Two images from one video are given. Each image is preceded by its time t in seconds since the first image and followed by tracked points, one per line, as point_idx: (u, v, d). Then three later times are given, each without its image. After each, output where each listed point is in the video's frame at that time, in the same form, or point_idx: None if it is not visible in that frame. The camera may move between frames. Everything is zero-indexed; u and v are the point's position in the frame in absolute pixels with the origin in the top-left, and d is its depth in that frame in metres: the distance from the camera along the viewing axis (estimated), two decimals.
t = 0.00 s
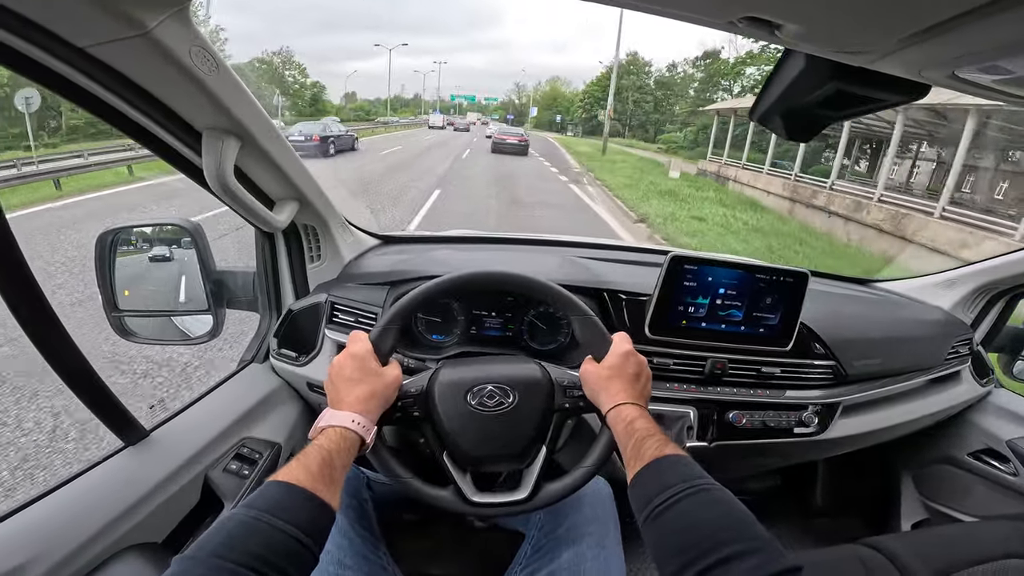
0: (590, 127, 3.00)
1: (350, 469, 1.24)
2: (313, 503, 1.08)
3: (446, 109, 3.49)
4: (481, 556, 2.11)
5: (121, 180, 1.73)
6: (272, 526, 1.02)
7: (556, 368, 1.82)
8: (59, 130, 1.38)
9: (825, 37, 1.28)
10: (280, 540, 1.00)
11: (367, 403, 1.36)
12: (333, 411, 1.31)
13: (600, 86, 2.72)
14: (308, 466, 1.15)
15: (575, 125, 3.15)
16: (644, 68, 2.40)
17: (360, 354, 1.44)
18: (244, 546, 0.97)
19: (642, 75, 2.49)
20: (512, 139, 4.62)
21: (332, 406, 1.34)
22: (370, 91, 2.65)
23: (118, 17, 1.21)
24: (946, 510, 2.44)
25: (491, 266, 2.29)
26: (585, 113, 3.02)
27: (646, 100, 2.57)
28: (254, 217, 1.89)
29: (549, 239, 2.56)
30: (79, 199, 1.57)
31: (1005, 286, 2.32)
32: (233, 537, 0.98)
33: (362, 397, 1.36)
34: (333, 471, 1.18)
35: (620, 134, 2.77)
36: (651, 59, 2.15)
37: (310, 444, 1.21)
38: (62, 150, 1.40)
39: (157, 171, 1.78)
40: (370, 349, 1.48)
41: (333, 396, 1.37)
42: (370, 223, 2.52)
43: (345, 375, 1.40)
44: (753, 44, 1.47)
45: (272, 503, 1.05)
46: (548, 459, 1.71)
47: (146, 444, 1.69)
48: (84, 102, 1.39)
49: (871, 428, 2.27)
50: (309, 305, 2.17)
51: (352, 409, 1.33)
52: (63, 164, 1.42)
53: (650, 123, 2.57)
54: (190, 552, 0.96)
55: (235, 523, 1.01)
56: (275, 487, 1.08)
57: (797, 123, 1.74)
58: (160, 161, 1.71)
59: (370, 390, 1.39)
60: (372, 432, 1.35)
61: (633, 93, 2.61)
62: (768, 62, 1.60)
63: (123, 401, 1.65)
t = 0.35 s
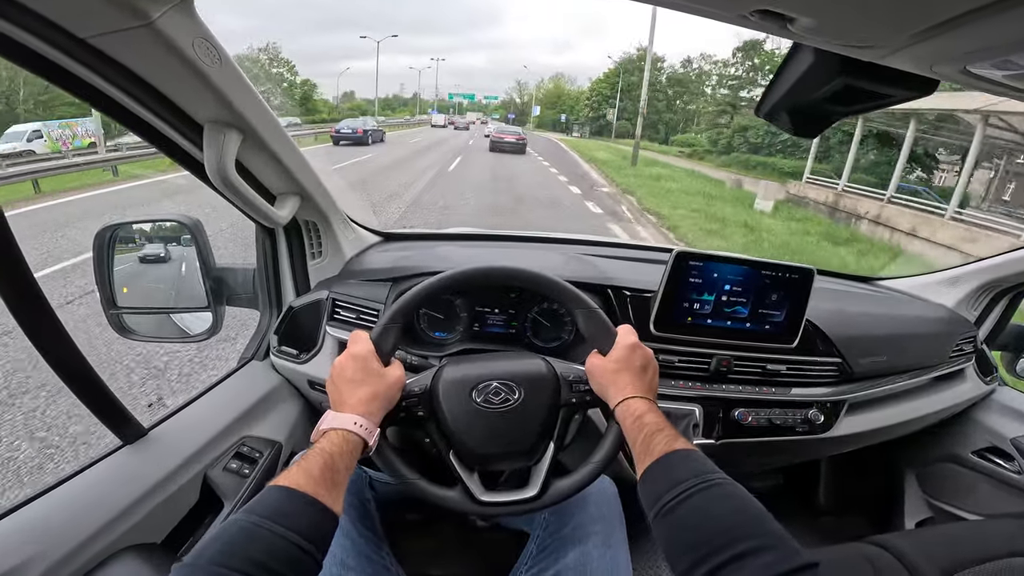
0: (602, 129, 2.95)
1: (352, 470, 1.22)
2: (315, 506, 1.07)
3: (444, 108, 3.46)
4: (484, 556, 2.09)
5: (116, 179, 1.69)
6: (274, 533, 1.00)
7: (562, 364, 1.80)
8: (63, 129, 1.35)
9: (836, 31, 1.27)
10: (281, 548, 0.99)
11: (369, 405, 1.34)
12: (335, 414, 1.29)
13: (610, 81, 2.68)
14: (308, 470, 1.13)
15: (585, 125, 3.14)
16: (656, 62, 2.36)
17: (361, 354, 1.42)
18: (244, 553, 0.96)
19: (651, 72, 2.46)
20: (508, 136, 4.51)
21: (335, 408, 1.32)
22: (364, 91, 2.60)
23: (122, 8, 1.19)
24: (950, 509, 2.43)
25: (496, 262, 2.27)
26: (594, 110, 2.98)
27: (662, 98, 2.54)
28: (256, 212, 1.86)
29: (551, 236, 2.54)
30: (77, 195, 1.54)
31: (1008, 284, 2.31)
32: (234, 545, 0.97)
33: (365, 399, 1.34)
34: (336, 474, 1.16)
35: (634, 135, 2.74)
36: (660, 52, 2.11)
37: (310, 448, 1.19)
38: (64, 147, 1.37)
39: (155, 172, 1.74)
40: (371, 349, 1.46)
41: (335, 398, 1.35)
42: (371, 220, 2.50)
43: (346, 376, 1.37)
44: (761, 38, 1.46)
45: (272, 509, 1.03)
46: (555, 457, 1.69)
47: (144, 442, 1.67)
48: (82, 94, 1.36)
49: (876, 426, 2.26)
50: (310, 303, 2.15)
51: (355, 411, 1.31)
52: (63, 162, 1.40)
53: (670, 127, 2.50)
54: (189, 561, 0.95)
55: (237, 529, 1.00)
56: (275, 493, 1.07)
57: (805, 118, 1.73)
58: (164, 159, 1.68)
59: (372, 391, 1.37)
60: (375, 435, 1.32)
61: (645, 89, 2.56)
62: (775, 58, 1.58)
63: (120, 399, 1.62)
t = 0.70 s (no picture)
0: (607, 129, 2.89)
1: (350, 471, 1.20)
2: (312, 506, 1.06)
3: (443, 108, 3.46)
4: (482, 555, 2.09)
5: (114, 178, 1.70)
6: (270, 534, 0.99)
7: (561, 363, 1.79)
8: (58, 129, 1.33)
9: (839, 28, 1.26)
10: (277, 550, 0.97)
11: (367, 405, 1.32)
12: (332, 414, 1.27)
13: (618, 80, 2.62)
14: (305, 472, 1.12)
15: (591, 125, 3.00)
16: (666, 59, 2.31)
17: (358, 354, 1.40)
18: (240, 554, 0.95)
19: (654, 69, 2.41)
20: (506, 136, 4.41)
21: (331, 408, 1.31)
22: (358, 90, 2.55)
23: (116, 4, 1.17)
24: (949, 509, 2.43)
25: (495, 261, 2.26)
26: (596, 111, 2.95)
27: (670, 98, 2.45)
28: (253, 210, 1.85)
29: (550, 235, 2.54)
30: (73, 196, 1.53)
31: (1008, 283, 2.30)
32: (229, 546, 0.96)
33: (361, 399, 1.32)
34: (333, 475, 1.15)
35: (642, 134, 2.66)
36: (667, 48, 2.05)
37: (308, 449, 1.18)
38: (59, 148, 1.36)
39: (152, 172, 1.73)
40: (368, 349, 1.44)
41: (333, 398, 1.33)
42: (369, 218, 2.49)
43: (343, 377, 1.36)
44: (763, 36, 1.45)
45: (269, 510, 1.02)
46: (555, 457, 1.68)
47: (139, 442, 1.65)
48: (76, 92, 1.34)
49: (876, 425, 2.26)
50: (308, 301, 2.13)
51: (352, 412, 1.29)
52: (59, 161, 1.39)
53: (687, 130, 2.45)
54: (183, 564, 0.94)
55: (233, 532, 0.99)
56: (271, 494, 1.05)
57: (806, 117, 1.72)
58: (162, 158, 1.67)
59: (369, 391, 1.35)
60: (373, 435, 1.31)
61: (657, 87, 2.49)
62: (775, 58, 1.57)
63: (115, 399, 1.60)
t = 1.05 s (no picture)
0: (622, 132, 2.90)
1: (343, 473, 1.21)
2: (305, 508, 1.06)
3: (444, 108, 3.43)
4: (478, 555, 2.09)
5: (113, 177, 1.71)
6: (264, 536, 0.99)
7: (555, 365, 1.80)
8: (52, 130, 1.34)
9: (832, 29, 1.26)
10: (273, 551, 0.98)
11: (360, 407, 1.32)
12: (327, 416, 1.27)
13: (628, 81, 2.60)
14: (299, 473, 1.12)
15: (601, 125, 3.02)
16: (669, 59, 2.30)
17: (353, 356, 1.41)
18: (233, 556, 0.95)
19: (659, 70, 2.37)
20: (505, 136, 4.38)
21: (325, 410, 1.31)
22: (359, 89, 2.56)
23: (107, 9, 1.18)
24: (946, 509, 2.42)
25: (492, 262, 2.27)
26: (602, 112, 2.93)
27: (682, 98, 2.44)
28: (248, 212, 1.85)
29: (546, 236, 2.54)
30: (69, 197, 1.53)
31: (1003, 283, 2.31)
32: (222, 547, 0.96)
33: (355, 401, 1.32)
34: (326, 477, 1.15)
35: (656, 135, 2.64)
36: (674, 46, 2.00)
37: (301, 450, 1.18)
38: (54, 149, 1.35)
39: (147, 171, 1.75)
40: (363, 351, 1.45)
41: (327, 401, 1.33)
42: (366, 220, 2.50)
43: (338, 379, 1.36)
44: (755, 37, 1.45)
45: (262, 512, 1.02)
46: (549, 458, 1.68)
47: (136, 443, 1.65)
48: (64, 94, 1.33)
49: (872, 426, 2.25)
50: (304, 303, 2.14)
51: (346, 413, 1.30)
52: (54, 162, 1.39)
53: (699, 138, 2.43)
54: (179, 564, 0.95)
55: (229, 532, 0.99)
56: (264, 496, 1.06)
57: (800, 118, 1.73)
58: (154, 158, 1.66)
59: (362, 393, 1.35)
60: (367, 437, 1.31)
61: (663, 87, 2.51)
62: (768, 59, 1.57)
63: (112, 401, 1.61)
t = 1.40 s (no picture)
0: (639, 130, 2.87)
1: (342, 473, 1.21)
2: (305, 507, 1.06)
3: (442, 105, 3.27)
4: (479, 554, 2.09)
5: (109, 180, 1.68)
6: (263, 535, 0.99)
7: (554, 362, 1.80)
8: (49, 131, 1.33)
9: (829, 26, 1.25)
10: (273, 551, 0.98)
11: (359, 406, 1.33)
12: (326, 415, 1.27)
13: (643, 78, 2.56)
14: (298, 473, 1.12)
15: (614, 125, 3.00)
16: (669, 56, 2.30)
17: (351, 355, 1.41)
18: (232, 556, 0.96)
19: (667, 66, 2.36)
20: (504, 135, 4.39)
21: (324, 409, 1.31)
22: (358, 88, 2.55)
23: (100, 9, 1.18)
24: (947, 506, 2.42)
25: (490, 260, 2.27)
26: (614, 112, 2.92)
27: (685, 96, 2.45)
28: (246, 212, 1.86)
29: (545, 234, 2.54)
30: (68, 197, 1.53)
31: (1002, 279, 2.31)
32: (221, 547, 0.96)
33: (354, 400, 1.33)
34: (326, 476, 1.15)
35: (661, 132, 2.64)
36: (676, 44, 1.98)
37: (300, 450, 1.18)
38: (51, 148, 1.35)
39: (144, 172, 1.74)
40: (362, 350, 1.45)
41: (326, 400, 1.33)
42: (364, 218, 2.50)
43: (336, 379, 1.37)
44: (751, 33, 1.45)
45: (261, 512, 1.02)
46: (548, 456, 1.69)
47: (136, 443, 1.66)
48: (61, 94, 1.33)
49: (872, 422, 2.25)
50: (303, 302, 2.14)
51: (344, 413, 1.30)
52: (51, 162, 1.39)
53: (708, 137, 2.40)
54: (179, 564, 0.95)
55: (229, 533, 0.99)
56: (263, 495, 1.06)
57: (798, 116, 1.72)
58: (151, 159, 1.67)
59: (361, 392, 1.36)
60: (366, 435, 1.31)
61: (663, 86, 2.52)
62: (765, 55, 1.57)
63: (111, 401, 1.61)
